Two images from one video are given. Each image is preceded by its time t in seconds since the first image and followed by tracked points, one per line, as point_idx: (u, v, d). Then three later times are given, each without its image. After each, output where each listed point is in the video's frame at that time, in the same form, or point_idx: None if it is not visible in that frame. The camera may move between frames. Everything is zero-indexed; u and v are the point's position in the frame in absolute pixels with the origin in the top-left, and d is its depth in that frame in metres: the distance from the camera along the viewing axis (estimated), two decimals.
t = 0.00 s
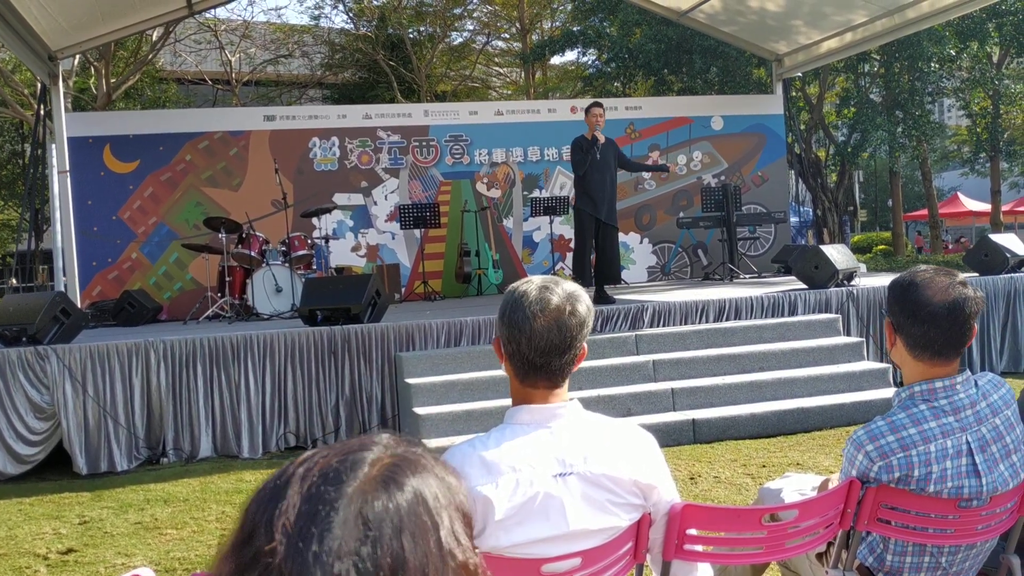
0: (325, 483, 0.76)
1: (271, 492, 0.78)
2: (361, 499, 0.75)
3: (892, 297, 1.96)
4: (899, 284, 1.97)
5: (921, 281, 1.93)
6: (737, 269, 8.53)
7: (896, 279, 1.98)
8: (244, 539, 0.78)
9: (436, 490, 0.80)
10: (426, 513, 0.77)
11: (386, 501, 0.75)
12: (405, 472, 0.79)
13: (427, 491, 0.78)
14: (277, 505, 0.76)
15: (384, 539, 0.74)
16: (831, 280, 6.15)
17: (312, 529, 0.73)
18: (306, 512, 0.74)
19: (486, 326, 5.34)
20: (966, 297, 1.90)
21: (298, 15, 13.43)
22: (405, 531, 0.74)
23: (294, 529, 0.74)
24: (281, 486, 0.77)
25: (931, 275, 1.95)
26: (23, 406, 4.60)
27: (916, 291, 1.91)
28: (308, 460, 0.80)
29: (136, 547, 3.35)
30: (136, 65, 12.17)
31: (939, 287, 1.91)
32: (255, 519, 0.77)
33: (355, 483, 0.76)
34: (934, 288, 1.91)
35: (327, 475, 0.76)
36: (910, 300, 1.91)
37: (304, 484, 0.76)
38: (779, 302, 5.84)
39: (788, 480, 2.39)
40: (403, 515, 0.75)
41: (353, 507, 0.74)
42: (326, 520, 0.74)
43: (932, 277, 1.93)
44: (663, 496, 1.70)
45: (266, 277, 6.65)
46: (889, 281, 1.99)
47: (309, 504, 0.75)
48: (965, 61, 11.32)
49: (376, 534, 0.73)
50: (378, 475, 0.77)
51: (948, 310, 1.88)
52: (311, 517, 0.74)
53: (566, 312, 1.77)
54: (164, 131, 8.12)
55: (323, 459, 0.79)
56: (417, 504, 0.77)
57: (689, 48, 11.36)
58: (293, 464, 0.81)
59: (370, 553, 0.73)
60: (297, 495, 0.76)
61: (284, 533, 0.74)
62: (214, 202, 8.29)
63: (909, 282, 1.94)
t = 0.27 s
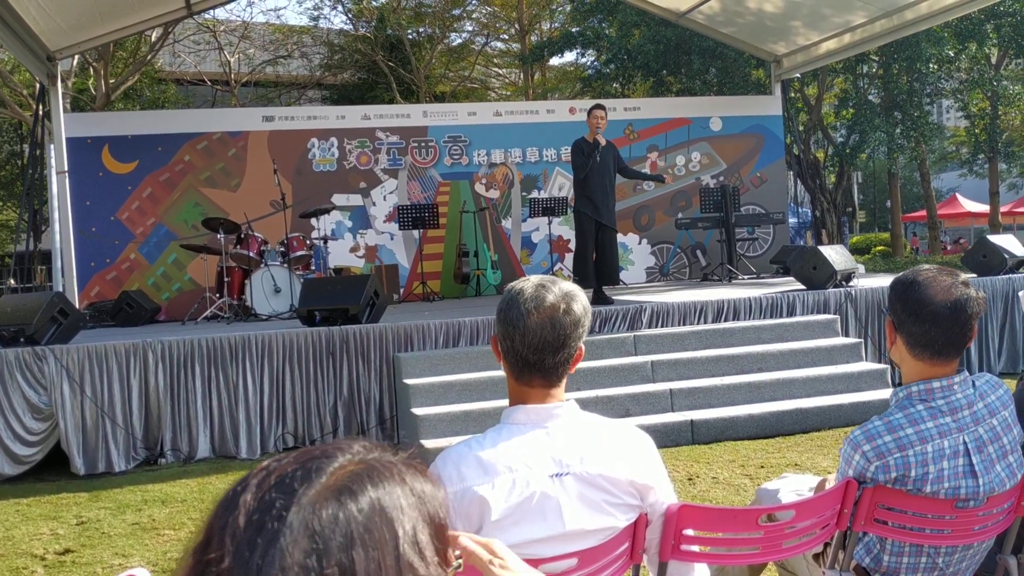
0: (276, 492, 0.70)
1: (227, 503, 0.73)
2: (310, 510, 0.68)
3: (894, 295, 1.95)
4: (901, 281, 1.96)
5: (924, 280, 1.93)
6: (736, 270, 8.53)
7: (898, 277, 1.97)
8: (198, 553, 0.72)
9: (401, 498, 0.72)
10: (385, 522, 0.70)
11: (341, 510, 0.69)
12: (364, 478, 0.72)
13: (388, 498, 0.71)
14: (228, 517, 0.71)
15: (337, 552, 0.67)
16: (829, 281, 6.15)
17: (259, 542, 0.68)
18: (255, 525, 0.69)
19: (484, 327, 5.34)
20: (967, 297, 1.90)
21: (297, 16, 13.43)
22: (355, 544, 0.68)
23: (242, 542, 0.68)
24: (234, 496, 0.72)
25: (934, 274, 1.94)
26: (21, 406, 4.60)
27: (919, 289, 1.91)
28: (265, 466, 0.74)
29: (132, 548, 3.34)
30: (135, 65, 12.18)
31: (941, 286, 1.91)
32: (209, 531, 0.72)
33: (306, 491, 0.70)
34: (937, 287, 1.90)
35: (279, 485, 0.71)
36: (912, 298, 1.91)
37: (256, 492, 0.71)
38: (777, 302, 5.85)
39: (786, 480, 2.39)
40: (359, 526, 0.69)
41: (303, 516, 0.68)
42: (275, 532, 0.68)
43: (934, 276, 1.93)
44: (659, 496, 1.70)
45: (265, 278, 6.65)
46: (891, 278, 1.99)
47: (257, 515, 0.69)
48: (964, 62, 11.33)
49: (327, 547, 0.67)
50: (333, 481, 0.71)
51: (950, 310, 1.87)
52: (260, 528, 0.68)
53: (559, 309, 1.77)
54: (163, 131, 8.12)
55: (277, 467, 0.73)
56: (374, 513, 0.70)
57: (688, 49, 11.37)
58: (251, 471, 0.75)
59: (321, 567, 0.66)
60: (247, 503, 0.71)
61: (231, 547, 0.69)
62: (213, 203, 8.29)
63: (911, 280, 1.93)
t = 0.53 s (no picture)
0: (278, 497, 0.69)
1: (226, 508, 0.72)
2: (312, 514, 0.68)
3: (901, 293, 1.95)
4: (908, 280, 1.96)
5: (930, 279, 1.92)
6: (736, 271, 8.53)
7: (905, 275, 1.97)
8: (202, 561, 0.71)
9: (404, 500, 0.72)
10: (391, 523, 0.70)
11: (346, 512, 0.68)
12: (365, 481, 0.71)
13: (390, 499, 0.71)
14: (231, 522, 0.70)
15: (347, 554, 0.67)
16: (828, 282, 6.15)
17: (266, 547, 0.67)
18: (259, 532, 0.68)
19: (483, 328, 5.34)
20: (973, 296, 1.90)
21: (296, 17, 13.43)
22: (359, 548, 0.67)
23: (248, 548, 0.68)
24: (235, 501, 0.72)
25: (941, 273, 1.94)
26: (20, 406, 4.59)
27: (925, 288, 1.90)
28: (264, 470, 0.73)
29: (130, 549, 3.34)
30: (134, 66, 12.18)
31: (948, 285, 1.90)
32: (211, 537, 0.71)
33: (308, 495, 0.69)
34: (943, 286, 1.90)
35: (279, 490, 0.70)
36: (919, 296, 1.90)
37: (258, 498, 0.70)
38: (777, 302, 5.85)
39: (786, 481, 2.38)
40: (361, 530, 0.68)
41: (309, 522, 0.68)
42: (281, 537, 0.67)
43: (941, 275, 1.93)
44: (658, 496, 1.69)
45: (264, 278, 6.64)
46: (897, 276, 1.98)
47: (261, 521, 0.68)
48: (963, 63, 11.33)
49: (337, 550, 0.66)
50: (335, 486, 0.70)
51: (956, 309, 1.87)
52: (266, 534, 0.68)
53: (534, 300, 1.77)
54: (162, 132, 8.11)
55: (276, 471, 0.72)
56: (378, 514, 0.69)
57: (687, 50, 11.37)
58: (250, 476, 0.75)
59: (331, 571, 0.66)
60: (248, 510, 0.70)
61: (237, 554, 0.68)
62: (212, 204, 8.29)
63: (918, 279, 1.93)
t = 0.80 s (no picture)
0: (296, 497, 0.68)
1: (241, 511, 0.71)
2: (333, 515, 0.67)
3: (905, 293, 1.95)
4: (911, 281, 1.97)
5: (934, 279, 1.93)
6: (735, 272, 8.53)
7: (909, 275, 1.98)
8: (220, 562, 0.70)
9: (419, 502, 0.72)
10: (409, 524, 0.70)
11: (367, 515, 0.68)
12: (381, 481, 0.71)
13: (406, 502, 0.71)
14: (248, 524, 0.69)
15: (372, 554, 0.67)
16: (828, 283, 6.15)
17: (288, 550, 0.66)
18: (279, 533, 0.67)
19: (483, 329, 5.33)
20: (978, 296, 1.91)
21: (296, 18, 13.43)
22: (381, 548, 0.67)
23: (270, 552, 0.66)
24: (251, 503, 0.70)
25: (946, 273, 1.95)
26: (19, 407, 4.59)
27: (930, 287, 1.91)
28: (276, 473, 0.72)
29: (130, 549, 3.34)
30: (133, 67, 12.17)
31: (953, 285, 1.91)
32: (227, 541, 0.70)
33: (328, 497, 0.68)
34: (948, 286, 1.91)
35: (299, 490, 0.69)
36: (924, 295, 1.91)
37: (275, 500, 0.69)
38: (776, 304, 5.86)
39: (786, 481, 2.38)
40: (382, 528, 0.68)
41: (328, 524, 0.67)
42: (304, 537, 0.66)
43: (946, 275, 1.94)
44: (660, 496, 1.68)
45: (263, 279, 6.63)
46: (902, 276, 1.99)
47: (282, 520, 0.67)
48: (963, 64, 11.34)
49: (363, 550, 0.67)
50: (353, 487, 0.70)
51: (960, 309, 1.88)
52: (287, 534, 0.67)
53: (530, 300, 1.77)
54: (161, 133, 8.11)
55: (290, 472, 0.71)
56: (397, 516, 0.69)
57: (687, 51, 11.37)
58: (262, 480, 0.73)
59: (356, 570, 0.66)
60: (263, 513, 0.69)
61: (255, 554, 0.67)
62: (211, 204, 8.28)
63: (923, 278, 1.94)
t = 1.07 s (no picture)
0: (359, 499, 0.67)
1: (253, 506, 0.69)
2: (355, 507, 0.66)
3: (907, 292, 1.96)
4: (914, 280, 1.97)
5: (937, 279, 1.93)
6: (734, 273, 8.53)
7: (912, 275, 1.98)
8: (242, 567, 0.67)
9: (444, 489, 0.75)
10: (447, 511, 0.73)
11: (421, 508, 0.70)
12: (420, 473, 0.72)
13: (439, 490, 0.74)
14: (305, 532, 0.65)
15: (433, 544, 0.70)
16: (827, 284, 6.15)
17: (363, 553, 0.65)
18: (349, 538, 0.65)
19: (482, 329, 5.33)
20: (980, 297, 1.91)
21: (295, 18, 13.44)
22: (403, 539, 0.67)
23: (346, 559, 0.64)
24: (299, 509, 0.66)
25: (949, 273, 1.95)
26: (18, 408, 4.58)
27: (932, 287, 1.92)
28: (313, 472, 0.68)
29: (130, 550, 3.33)
30: (133, 68, 12.17)
31: (955, 285, 1.91)
32: (273, 551, 0.65)
33: (387, 496, 0.68)
34: (950, 286, 1.91)
35: (338, 490, 0.67)
36: (926, 294, 1.91)
37: (332, 503, 0.66)
38: (776, 305, 5.86)
39: (787, 482, 2.38)
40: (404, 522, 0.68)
41: (394, 522, 0.68)
42: (376, 539, 0.66)
43: (948, 275, 1.94)
44: (661, 496, 1.68)
45: (263, 280, 6.63)
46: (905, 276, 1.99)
47: (348, 523, 0.66)
48: (961, 66, 11.35)
49: (427, 542, 0.69)
50: (401, 482, 0.71)
51: (961, 308, 1.88)
52: (360, 537, 0.66)
53: (527, 300, 1.76)
54: (160, 133, 8.10)
55: (333, 471, 0.68)
56: (439, 505, 0.72)
57: (686, 52, 11.38)
58: (287, 477, 0.69)
59: (424, 564, 0.68)
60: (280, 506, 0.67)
61: (329, 564, 0.64)
62: (211, 205, 8.28)
63: (926, 278, 1.94)
